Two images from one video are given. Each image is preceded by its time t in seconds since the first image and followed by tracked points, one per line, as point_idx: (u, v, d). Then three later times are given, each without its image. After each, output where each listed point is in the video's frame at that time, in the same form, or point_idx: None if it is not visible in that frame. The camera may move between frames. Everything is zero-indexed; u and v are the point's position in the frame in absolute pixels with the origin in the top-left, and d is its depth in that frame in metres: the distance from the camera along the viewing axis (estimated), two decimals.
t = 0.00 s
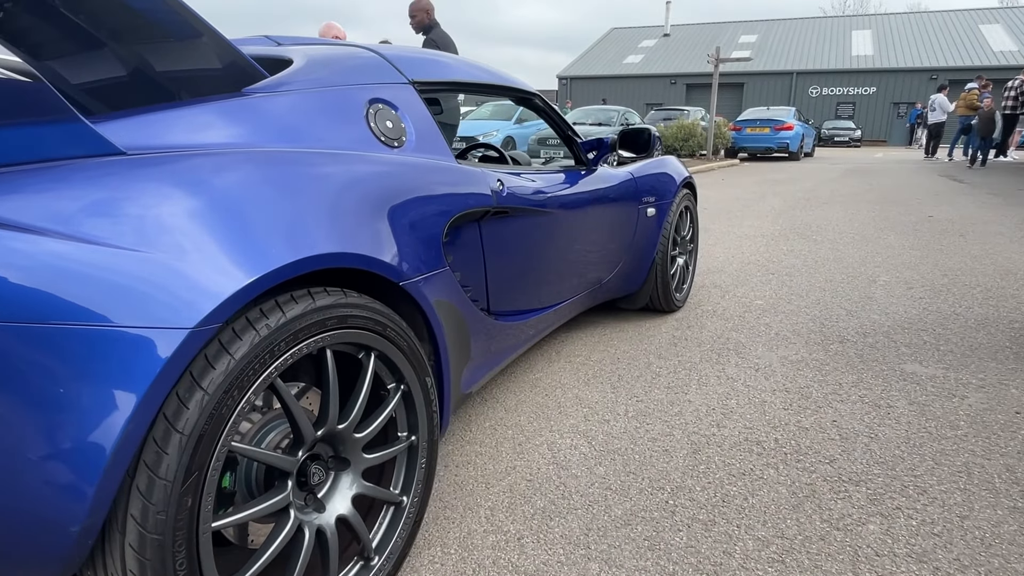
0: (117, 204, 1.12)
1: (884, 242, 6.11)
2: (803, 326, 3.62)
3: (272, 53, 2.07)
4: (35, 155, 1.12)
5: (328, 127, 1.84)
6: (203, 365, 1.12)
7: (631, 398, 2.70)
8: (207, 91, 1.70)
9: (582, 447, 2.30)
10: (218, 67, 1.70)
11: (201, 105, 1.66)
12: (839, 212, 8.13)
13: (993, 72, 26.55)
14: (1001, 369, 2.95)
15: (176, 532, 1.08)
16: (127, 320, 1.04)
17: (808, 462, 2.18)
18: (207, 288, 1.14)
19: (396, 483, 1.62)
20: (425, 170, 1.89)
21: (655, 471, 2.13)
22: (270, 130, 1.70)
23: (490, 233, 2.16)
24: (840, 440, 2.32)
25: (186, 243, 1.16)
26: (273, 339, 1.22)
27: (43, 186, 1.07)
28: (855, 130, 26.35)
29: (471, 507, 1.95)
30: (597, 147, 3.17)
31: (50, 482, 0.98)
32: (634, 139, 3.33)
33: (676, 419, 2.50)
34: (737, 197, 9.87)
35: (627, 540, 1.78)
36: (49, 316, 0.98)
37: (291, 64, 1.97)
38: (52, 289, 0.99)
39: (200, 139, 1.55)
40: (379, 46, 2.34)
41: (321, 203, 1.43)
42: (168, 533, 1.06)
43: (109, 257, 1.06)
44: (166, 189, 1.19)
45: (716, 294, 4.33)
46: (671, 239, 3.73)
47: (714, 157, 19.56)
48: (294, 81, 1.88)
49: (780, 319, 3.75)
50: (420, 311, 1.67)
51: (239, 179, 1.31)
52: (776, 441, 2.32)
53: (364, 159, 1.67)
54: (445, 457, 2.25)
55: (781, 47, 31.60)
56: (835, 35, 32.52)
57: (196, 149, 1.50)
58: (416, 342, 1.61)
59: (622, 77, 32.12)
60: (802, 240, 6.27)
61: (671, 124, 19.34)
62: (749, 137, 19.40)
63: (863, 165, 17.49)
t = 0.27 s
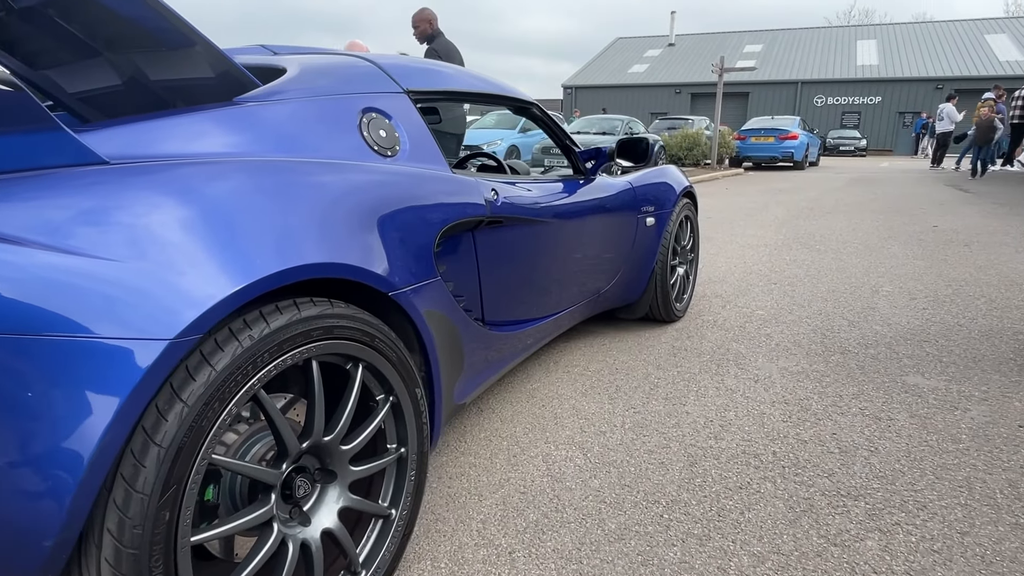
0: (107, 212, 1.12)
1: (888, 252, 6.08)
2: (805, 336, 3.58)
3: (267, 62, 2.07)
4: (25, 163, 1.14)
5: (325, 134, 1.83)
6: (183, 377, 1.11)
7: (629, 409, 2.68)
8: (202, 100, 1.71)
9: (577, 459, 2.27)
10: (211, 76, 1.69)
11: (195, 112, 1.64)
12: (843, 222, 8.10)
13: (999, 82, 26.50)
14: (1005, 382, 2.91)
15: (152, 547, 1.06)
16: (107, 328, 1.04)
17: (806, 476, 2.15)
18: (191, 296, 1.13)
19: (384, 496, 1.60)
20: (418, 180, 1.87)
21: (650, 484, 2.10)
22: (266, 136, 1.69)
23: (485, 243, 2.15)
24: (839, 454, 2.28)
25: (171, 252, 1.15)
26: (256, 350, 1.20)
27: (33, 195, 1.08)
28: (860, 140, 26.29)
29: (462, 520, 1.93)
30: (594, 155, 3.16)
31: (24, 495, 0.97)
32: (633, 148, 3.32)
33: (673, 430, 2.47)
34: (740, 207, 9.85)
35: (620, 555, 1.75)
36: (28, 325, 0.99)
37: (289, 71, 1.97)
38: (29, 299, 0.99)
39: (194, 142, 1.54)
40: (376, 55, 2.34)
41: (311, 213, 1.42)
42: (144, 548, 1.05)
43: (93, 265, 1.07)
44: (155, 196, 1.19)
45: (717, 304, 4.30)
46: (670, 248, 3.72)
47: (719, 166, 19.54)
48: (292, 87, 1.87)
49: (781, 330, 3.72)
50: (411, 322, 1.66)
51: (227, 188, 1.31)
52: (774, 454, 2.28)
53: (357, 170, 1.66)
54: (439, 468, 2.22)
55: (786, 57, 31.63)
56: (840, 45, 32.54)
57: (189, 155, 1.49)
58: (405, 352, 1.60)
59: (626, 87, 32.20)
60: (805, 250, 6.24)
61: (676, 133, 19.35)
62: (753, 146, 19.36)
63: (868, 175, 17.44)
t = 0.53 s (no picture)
0: (93, 220, 1.12)
1: (887, 259, 6.05)
2: (802, 345, 3.56)
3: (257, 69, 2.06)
4: (11, 170, 1.15)
5: (315, 141, 1.82)
6: (159, 389, 1.09)
7: (622, 418, 2.66)
8: (193, 107, 1.71)
9: (569, 469, 2.25)
10: (199, 83, 1.67)
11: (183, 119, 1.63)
12: (842, 229, 8.08)
13: (999, 89, 26.51)
14: (1003, 392, 2.88)
15: (126, 562, 1.05)
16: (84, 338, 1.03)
17: (800, 487, 2.12)
18: (171, 304, 1.13)
19: (370, 507, 1.58)
20: (407, 189, 1.86)
21: (642, 495, 2.08)
22: (258, 141, 1.68)
23: (476, 250, 2.14)
24: (834, 464, 2.26)
25: (152, 261, 1.14)
26: (235, 361, 1.19)
27: (16, 203, 1.08)
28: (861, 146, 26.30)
29: (450, 531, 1.91)
30: (588, 163, 3.14)
31: None
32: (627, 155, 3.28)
33: (667, 440, 2.45)
34: (740, 214, 9.83)
35: (609, 567, 1.73)
36: (7, 335, 0.99)
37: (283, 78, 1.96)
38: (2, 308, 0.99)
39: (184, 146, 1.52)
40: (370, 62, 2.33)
41: (296, 223, 1.41)
42: (117, 563, 1.04)
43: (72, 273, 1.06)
44: (141, 204, 1.19)
45: (714, 311, 4.28)
46: (666, 256, 3.70)
47: (719, 173, 19.53)
48: (285, 93, 1.86)
49: (778, 338, 3.69)
50: (397, 331, 1.65)
51: (213, 196, 1.30)
52: (767, 464, 2.26)
53: (345, 180, 1.65)
54: (429, 478, 2.20)
55: (786, 64, 31.68)
56: (841, 52, 32.58)
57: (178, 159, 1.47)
58: (391, 362, 1.58)
59: (627, 94, 32.26)
60: (804, 257, 6.22)
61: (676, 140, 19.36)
62: (754, 153, 19.36)
63: (868, 182, 17.43)
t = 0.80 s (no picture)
0: (75, 223, 1.11)
1: (883, 263, 6.04)
2: (797, 349, 3.54)
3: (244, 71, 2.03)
4: None
5: (303, 144, 1.79)
6: (132, 398, 1.07)
7: (615, 424, 2.63)
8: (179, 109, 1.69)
9: (560, 476, 2.22)
10: (184, 84, 1.66)
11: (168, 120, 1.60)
12: (839, 233, 8.06)
13: (995, 93, 26.60)
14: (999, 397, 2.86)
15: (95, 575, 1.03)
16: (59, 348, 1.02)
17: (794, 494, 2.09)
18: (153, 307, 1.11)
19: (355, 517, 1.55)
20: (396, 192, 1.83)
21: (634, 503, 2.05)
22: (247, 143, 1.66)
23: (465, 255, 2.11)
24: (829, 471, 2.23)
25: (130, 264, 1.12)
26: (211, 369, 1.16)
27: None
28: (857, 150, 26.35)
29: (438, 540, 1.87)
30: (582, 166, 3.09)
31: None
32: (620, 159, 3.25)
33: (660, 447, 2.42)
34: (736, 217, 9.82)
35: None
36: None
37: (275, 79, 1.95)
38: None
39: (172, 145, 1.50)
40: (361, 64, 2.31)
41: (282, 226, 1.39)
42: None
43: (46, 277, 1.05)
44: (124, 206, 1.17)
45: (709, 316, 4.25)
46: (660, 260, 3.68)
47: (716, 177, 19.54)
48: (273, 95, 1.84)
49: (774, 342, 3.67)
50: (383, 338, 1.62)
51: (201, 198, 1.29)
52: (761, 471, 2.23)
53: (333, 182, 1.63)
54: (418, 486, 2.17)
55: (782, 68, 31.76)
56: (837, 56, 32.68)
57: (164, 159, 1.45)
58: (376, 368, 1.55)
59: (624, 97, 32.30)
60: (800, 261, 6.21)
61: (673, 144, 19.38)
62: (750, 157, 19.37)
63: (864, 186, 17.45)
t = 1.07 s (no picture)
0: (45, 224, 1.05)
1: (877, 265, 6.02)
2: (792, 352, 3.50)
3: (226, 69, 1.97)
4: None
5: (287, 143, 1.73)
6: (97, 412, 1.01)
7: (608, 430, 2.58)
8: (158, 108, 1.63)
9: (552, 484, 2.16)
10: (162, 82, 1.60)
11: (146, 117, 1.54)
12: (832, 234, 8.05)
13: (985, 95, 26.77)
14: (996, 400, 2.83)
15: None
16: (23, 358, 0.97)
17: (791, 502, 2.04)
18: (122, 315, 1.06)
19: (338, 530, 1.49)
20: (382, 193, 1.78)
21: (628, 512, 2.00)
22: (230, 141, 1.60)
23: (454, 257, 2.06)
24: (826, 478, 2.19)
25: (101, 270, 1.07)
26: (183, 380, 1.10)
27: None
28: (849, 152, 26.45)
29: (426, 552, 1.82)
30: (574, 167, 3.02)
31: None
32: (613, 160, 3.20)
33: (655, 453, 2.37)
34: (730, 218, 9.81)
35: None
36: None
37: (258, 76, 1.89)
38: None
39: (150, 143, 1.45)
40: (349, 62, 2.26)
41: (262, 228, 1.33)
42: None
43: (10, 283, 0.99)
44: (97, 207, 1.12)
45: (703, 318, 4.22)
46: (654, 262, 3.64)
47: (709, 178, 19.55)
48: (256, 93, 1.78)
49: (769, 345, 3.63)
50: (367, 344, 1.57)
51: (176, 198, 1.23)
52: (758, 478, 2.19)
53: (316, 182, 1.57)
54: (406, 495, 2.11)
55: (775, 70, 31.87)
56: (829, 58, 32.81)
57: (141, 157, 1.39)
58: (361, 376, 1.49)
59: (617, 99, 32.32)
60: (794, 262, 6.18)
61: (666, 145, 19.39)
62: (743, 158, 19.40)
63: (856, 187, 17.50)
